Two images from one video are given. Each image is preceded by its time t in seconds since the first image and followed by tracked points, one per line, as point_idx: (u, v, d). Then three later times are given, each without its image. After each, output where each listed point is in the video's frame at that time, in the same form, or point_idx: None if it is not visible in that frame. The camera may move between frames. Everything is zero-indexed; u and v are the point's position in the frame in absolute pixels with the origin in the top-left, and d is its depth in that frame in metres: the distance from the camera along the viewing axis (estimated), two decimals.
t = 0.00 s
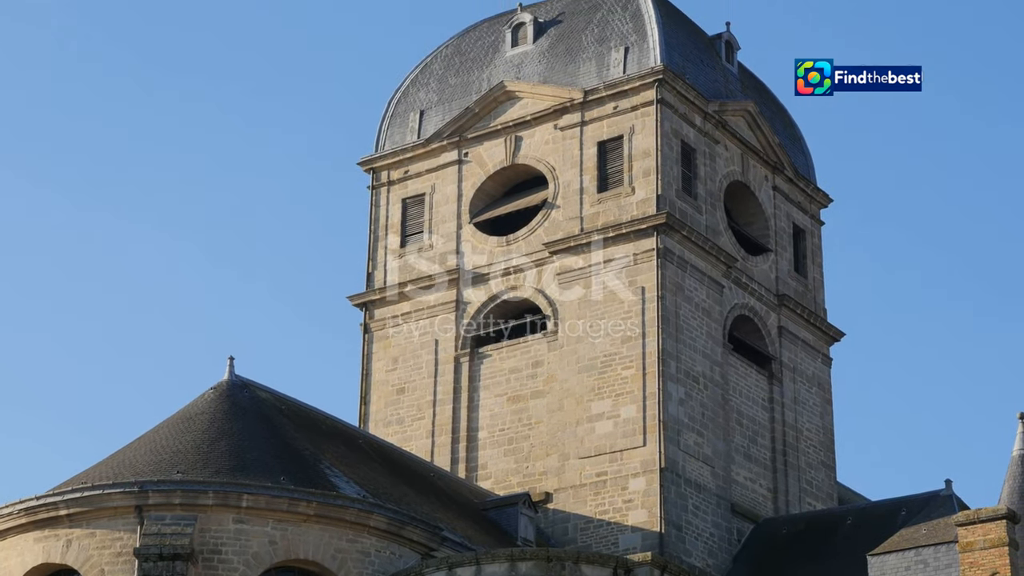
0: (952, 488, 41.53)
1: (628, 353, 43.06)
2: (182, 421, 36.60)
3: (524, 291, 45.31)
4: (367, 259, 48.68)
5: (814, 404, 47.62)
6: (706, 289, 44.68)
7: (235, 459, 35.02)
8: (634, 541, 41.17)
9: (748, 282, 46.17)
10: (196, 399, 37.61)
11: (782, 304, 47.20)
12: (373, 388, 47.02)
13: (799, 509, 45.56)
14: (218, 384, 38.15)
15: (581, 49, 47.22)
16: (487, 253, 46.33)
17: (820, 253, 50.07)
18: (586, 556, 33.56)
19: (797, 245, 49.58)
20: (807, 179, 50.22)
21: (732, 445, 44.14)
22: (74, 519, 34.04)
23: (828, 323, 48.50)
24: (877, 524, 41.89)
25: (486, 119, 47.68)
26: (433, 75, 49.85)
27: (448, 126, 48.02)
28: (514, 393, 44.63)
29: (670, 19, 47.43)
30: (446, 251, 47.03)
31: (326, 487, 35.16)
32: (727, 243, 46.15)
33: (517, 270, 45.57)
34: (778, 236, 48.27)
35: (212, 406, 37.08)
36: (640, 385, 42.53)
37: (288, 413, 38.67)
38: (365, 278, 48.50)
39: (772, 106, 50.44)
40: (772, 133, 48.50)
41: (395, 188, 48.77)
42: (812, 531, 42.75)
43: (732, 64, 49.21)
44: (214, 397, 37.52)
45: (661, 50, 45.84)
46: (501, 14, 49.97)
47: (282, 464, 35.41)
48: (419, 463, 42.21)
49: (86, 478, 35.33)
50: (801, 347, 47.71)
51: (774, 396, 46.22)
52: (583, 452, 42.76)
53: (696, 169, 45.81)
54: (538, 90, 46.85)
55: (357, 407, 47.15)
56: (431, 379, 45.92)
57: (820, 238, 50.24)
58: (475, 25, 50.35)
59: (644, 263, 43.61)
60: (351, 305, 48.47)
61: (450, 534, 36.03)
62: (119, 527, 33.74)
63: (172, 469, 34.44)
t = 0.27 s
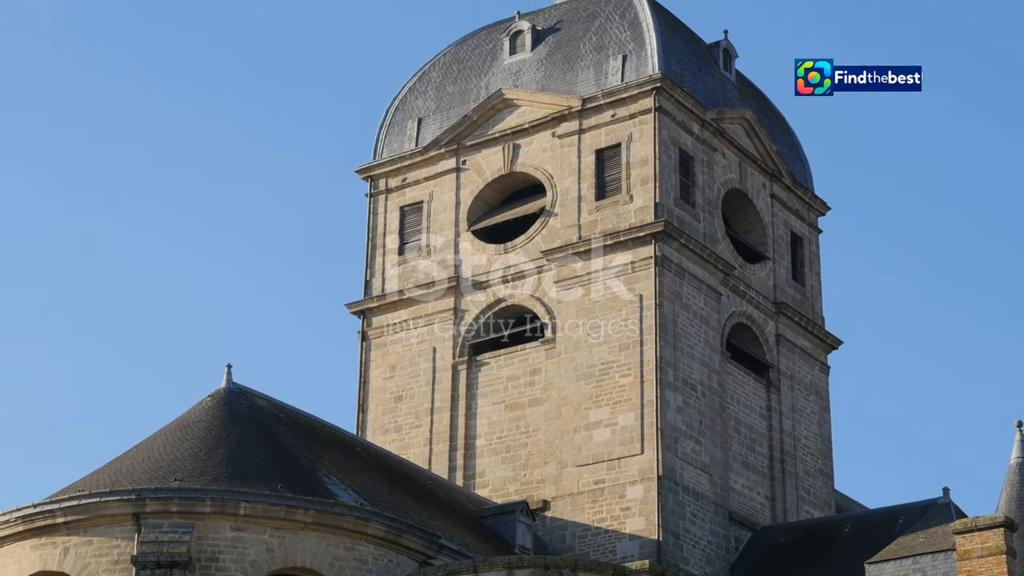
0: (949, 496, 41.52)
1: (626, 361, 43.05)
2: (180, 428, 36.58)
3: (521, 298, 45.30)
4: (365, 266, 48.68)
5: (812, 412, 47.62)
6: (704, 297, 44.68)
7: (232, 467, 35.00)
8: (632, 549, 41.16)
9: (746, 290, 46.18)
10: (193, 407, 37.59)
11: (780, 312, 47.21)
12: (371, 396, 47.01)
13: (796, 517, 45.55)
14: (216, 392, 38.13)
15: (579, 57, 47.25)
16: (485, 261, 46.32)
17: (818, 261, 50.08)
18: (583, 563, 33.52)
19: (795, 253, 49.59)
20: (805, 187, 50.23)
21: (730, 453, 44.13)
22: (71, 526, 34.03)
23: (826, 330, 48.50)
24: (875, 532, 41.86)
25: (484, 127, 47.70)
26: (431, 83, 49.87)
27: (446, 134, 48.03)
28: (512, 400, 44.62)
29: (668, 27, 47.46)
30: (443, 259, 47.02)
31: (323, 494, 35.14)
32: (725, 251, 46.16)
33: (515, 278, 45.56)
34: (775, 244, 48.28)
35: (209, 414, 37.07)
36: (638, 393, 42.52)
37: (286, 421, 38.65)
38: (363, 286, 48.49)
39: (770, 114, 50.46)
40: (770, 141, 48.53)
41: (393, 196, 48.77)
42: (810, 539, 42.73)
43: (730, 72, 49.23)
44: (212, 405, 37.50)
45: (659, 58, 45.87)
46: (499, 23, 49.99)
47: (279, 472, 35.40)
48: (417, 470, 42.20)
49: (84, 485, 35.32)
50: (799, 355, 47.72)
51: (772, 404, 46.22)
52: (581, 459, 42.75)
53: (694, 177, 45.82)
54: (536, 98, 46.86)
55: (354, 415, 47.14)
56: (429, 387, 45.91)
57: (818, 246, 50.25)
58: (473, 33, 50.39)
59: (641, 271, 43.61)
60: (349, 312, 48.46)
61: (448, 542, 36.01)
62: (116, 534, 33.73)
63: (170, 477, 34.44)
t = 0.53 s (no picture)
0: (949, 502, 41.50)
1: (624, 368, 43.05)
2: (179, 435, 36.57)
3: (520, 304, 45.29)
4: (364, 273, 48.68)
5: (811, 419, 47.62)
6: (703, 303, 44.68)
7: (231, 474, 34.98)
8: (631, 556, 41.15)
9: (745, 297, 46.19)
10: (192, 413, 37.58)
11: (778, 318, 47.21)
12: (370, 403, 47.00)
13: (795, 524, 45.55)
14: (215, 398, 38.11)
15: (578, 64, 47.26)
16: (483, 268, 46.31)
17: (817, 267, 50.08)
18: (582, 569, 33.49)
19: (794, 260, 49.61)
20: (804, 194, 50.24)
21: (729, 459, 44.11)
22: (70, 533, 34.01)
23: (825, 337, 48.51)
24: (874, 538, 41.84)
25: (483, 133, 47.71)
26: (430, 90, 49.89)
27: (445, 140, 48.04)
28: (511, 407, 44.61)
29: (667, 34, 47.48)
30: (442, 266, 47.01)
31: (322, 501, 35.12)
32: (724, 258, 46.17)
33: (514, 284, 45.56)
34: (774, 250, 48.29)
35: (208, 420, 37.05)
36: (637, 400, 42.50)
37: (285, 428, 38.64)
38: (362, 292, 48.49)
39: (769, 120, 50.48)
40: (769, 148, 48.54)
41: (392, 202, 48.77)
42: (809, 545, 42.71)
43: (729, 79, 49.25)
44: (211, 412, 37.49)
45: (658, 65, 45.89)
46: (498, 29, 50.02)
47: (278, 478, 35.38)
48: (416, 477, 42.19)
49: (83, 492, 35.30)
50: (798, 362, 47.72)
51: (771, 410, 46.22)
52: (580, 466, 42.74)
53: (693, 184, 45.83)
54: (535, 105, 46.88)
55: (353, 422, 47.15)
56: (428, 393, 45.90)
57: (817, 253, 50.26)
58: (472, 40, 50.41)
59: (640, 278, 43.62)
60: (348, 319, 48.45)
61: (446, 548, 36.02)
62: (115, 541, 33.71)
63: (169, 483, 34.42)
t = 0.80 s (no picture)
0: (947, 509, 41.48)
1: (623, 375, 43.04)
2: (177, 441, 36.56)
3: (518, 311, 45.29)
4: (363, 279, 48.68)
5: (810, 426, 47.61)
6: (701, 310, 44.68)
7: (229, 481, 34.95)
8: (629, 563, 41.14)
9: (744, 304, 46.18)
10: (190, 420, 37.57)
11: (777, 325, 47.20)
12: (368, 410, 47.00)
13: (794, 531, 45.53)
14: (213, 405, 38.11)
15: (577, 70, 47.29)
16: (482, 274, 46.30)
17: (816, 274, 50.10)
18: None
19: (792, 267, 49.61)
20: (803, 201, 50.25)
21: (727, 466, 44.11)
22: (68, 540, 34.00)
23: (823, 344, 48.50)
24: (873, 545, 41.82)
25: (482, 140, 47.72)
26: (429, 96, 49.91)
27: (443, 147, 48.05)
28: (509, 414, 44.60)
29: (666, 41, 47.52)
30: (441, 272, 46.99)
31: (320, 507, 35.11)
32: (722, 265, 46.16)
33: (512, 291, 45.56)
34: (773, 257, 48.29)
35: (207, 427, 37.05)
36: (635, 407, 42.48)
37: (283, 434, 38.63)
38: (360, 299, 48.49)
39: (767, 127, 50.49)
40: (767, 155, 48.55)
41: (390, 209, 48.77)
42: (808, 553, 42.69)
43: (727, 86, 49.27)
44: (209, 418, 37.48)
45: (656, 72, 45.90)
46: (496, 36, 50.05)
47: (276, 485, 35.37)
48: (414, 484, 42.18)
49: (81, 498, 35.29)
50: (796, 369, 47.72)
51: (769, 417, 46.20)
52: (578, 473, 42.73)
53: (691, 191, 45.83)
54: (534, 112, 46.89)
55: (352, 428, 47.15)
56: (426, 400, 45.89)
57: (815, 260, 50.27)
58: (470, 47, 50.44)
59: (639, 285, 43.61)
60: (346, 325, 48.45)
61: (444, 555, 36.00)
62: (113, 548, 33.69)
63: (167, 490, 34.40)
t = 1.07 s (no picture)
0: (945, 516, 41.49)
1: (621, 382, 43.03)
2: (175, 448, 36.54)
3: (516, 318, 45.27)
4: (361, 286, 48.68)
5: (807, 433, 47.62)
6: (699, 317, 44.69)
7: (227, 488, 34.94)
8: (627, 570, 41.13)
9: (742, 311, 46.19)
10: (188, 427, 37.56)
11: (775, 332, 47.21)
12: (366, 416, 46.99)
13: (792, 538, 45.53)
14: (211, 412, 38.10)
15: (574, 78, 47.31)
16: (480, 281, 46.28)
17: (814, 281, 50.11)
18: None
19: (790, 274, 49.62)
20: (800, 208, 50.27)
21: (725, 473, 44.10)
22: (66, 547, 33.98)
23: (821, 351, 48.51)
24: (871, 552, 41.82)
25: (480, 147, 47.74)
26: (427, 103, 49.93)
27: (441, 154, 48.06)
28: (507, 421, 44.59)
29: (663, 48, 47.55)
30: (439, 279, 46.97)
31: (318, 514, 35.10)
32: (720, 271, 46.17)
33: (511, 298, 45.53)
34: (771, 264, 48.30)
35: (204, 434, 37.03)
36: (633, 414, 42.48)
37: (281, 441, 38.62)
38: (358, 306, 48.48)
39: (765, 134, 50.51)
40: (765, 162, 48.58)
41: (388, 216, 48.78)
42: (805, 560, 42.69)
43: (725, 93, 49.28)
44: (207, 425, 37.47)
45: (654, 79, 45.92)
46: (494, 43, 50.08)
47: (274, 492, 35.35)
48: (412, 491, 42.17)
49: (79, 505, 35.28)
50: (794, 376, 47.72)
51: (767, 424, 46.20)
52: (576, 480, 42.72)
53: (689, 198, 45.85)
54: (532, 119, 46.91)
55: (349, 435, 47.14)
56: (424, 407, 45.88)
57: (813, 267, 50.28)
58: (468, 54, 50.47)
59: (637, 292, 43.61)
60: (345, 332, 48.44)
61: (442, 562, 35.99)
62: (111, 555, 33.67)
63: (165, 497, 34.39)
